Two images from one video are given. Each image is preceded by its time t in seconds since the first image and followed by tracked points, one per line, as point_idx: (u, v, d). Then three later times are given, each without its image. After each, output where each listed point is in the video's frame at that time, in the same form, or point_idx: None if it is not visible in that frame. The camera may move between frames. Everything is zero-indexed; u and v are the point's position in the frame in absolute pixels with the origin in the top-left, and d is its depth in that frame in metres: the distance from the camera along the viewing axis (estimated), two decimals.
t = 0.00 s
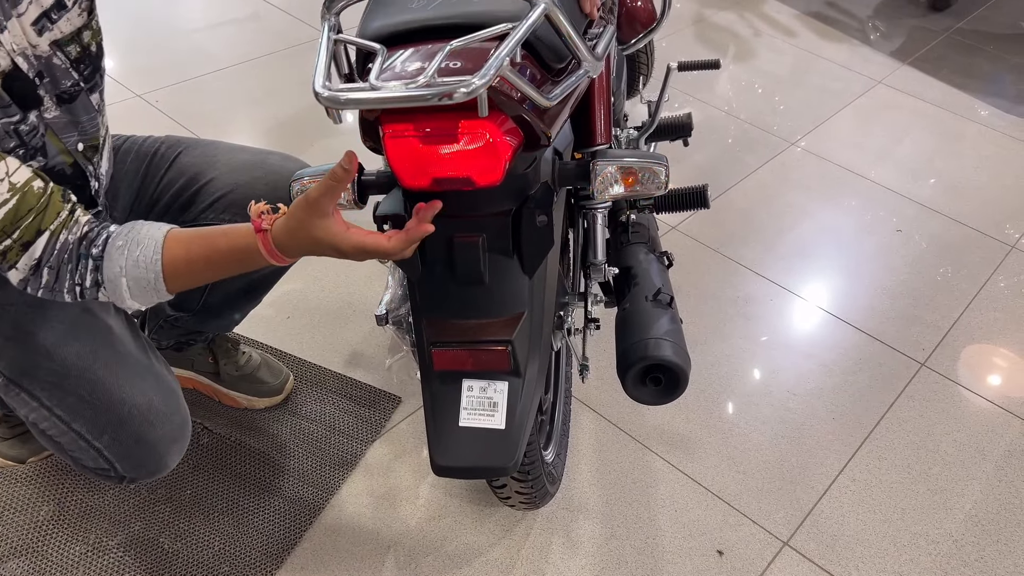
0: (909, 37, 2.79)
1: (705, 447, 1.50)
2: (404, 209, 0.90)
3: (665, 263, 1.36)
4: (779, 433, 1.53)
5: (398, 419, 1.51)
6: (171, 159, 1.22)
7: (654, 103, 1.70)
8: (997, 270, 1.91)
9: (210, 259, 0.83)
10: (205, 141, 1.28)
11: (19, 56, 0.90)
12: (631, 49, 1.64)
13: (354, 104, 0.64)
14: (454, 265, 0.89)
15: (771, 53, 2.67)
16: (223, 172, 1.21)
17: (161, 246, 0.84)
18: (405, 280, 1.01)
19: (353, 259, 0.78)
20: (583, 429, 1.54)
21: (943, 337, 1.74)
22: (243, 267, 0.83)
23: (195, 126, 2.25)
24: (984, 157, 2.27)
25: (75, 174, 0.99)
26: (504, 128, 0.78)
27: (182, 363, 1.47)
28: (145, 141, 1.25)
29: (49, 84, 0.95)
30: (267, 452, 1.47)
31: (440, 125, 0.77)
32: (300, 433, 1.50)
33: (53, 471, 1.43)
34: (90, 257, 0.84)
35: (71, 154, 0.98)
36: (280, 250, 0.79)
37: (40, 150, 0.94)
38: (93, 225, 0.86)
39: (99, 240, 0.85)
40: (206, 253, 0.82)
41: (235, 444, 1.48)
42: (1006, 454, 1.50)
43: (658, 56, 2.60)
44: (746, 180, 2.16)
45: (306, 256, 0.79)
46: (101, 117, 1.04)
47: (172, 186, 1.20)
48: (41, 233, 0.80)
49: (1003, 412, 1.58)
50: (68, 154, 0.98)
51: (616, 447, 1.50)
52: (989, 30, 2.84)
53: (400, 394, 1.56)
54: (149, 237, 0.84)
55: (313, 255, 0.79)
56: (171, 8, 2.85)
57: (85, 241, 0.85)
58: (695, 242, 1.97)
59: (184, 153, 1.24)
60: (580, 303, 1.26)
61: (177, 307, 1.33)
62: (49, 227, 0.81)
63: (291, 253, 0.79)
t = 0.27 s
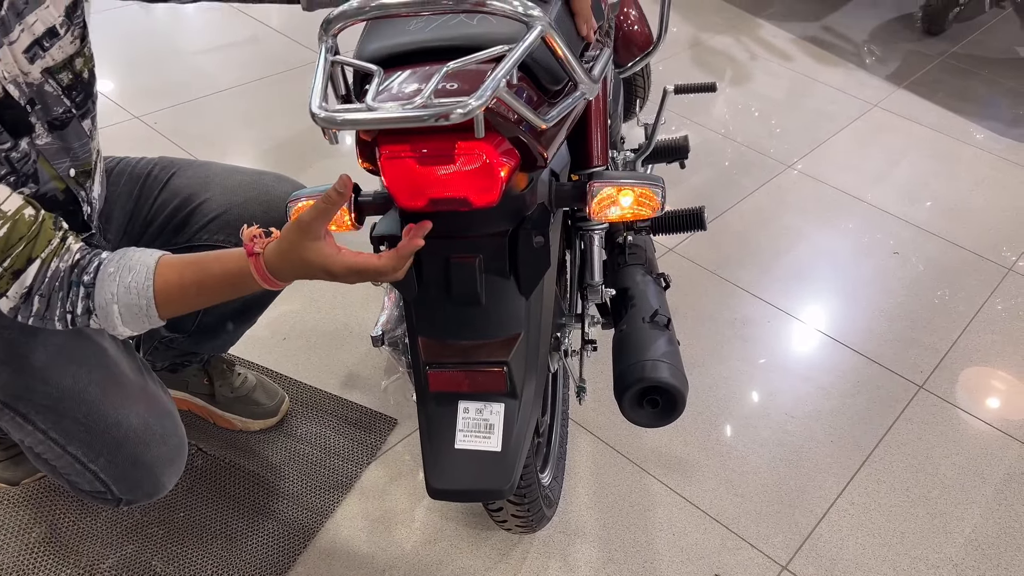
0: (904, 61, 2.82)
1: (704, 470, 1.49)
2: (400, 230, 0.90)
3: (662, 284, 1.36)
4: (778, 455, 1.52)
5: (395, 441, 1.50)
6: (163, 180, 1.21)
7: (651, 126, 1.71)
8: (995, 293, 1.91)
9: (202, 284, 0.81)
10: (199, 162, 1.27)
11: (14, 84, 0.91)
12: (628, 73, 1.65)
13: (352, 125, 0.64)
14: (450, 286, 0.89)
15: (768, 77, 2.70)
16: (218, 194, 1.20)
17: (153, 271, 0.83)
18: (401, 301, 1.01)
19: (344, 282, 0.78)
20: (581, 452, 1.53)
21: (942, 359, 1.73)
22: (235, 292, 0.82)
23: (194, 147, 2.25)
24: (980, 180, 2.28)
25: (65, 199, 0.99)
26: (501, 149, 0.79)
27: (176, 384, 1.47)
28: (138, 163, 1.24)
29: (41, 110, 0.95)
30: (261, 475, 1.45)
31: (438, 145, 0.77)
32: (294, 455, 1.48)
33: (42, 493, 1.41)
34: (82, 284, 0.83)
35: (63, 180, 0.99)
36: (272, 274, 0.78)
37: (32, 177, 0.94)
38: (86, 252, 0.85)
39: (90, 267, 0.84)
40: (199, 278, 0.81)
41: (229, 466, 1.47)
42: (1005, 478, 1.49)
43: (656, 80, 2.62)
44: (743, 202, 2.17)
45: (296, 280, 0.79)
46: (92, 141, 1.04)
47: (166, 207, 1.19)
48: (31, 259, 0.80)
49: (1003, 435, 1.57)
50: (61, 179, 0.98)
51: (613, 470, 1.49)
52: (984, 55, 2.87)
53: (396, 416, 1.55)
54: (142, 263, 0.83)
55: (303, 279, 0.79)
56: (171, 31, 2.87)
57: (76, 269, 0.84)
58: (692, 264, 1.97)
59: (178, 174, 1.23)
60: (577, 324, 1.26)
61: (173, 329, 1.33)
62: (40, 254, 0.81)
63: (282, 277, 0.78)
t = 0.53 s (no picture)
0: (904, 104, 2.84)
1: (709, 514, 1.45)
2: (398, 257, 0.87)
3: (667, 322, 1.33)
4: (785, 500, 1.48)
5: (391, 480, 1.45)
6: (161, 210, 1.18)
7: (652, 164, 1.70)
8: (1003, 333, 1.88)
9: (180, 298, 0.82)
10: (198, 193, 1.23)
11: (2, 115, 0.87)
12: (630, 110, 1.65)
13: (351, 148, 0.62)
14: (450, 317, 0.87)
15: (768, 118, 2.71)
16: (213, 234, 1.17)
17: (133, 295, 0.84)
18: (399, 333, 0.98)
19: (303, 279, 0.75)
20: (583, 494, 1.49)
21: (950, 401, 1.70)
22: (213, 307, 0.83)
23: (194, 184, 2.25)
24: (983, 221, 2.27)
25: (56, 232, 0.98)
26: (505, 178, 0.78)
27: (168, 421, 1.43)
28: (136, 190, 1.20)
29: (33, 142, 0.93)
30: (253, 517, 1.41)
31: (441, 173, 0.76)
32: (288, 496, 1.44)
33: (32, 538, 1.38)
34: (61, 315, 0.83)
35: (53, 212, 0.97)
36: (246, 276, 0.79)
37: (22, 209, 0.92)
38: (68, 288, 0.84)
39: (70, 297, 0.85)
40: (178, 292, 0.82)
41: (220, 508, 1.43)
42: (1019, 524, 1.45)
43: (656, 121, 2.63)
44: (745, 241, 2.16)
45: (268, 285, 0.79)
46: (84, 173, 1.03)
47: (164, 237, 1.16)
48: (13, 296, 0.79)
49: (1015, 480, 1.54)
50: (51, 212, 0.97)
51: (617, 513, 1.45)
52: (983, 98, 2.88)
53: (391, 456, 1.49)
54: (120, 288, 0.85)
55: (275, 285, 0.78)
56: (175, 68, 2.89)
57: (57, 303, 0.83)
58: (695, 303, 1.95)
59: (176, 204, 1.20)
60: (580, 360, 1.23)
61: (165, 358, 1.30)
62: (22, 291, 0.80)
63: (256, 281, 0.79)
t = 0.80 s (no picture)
0: (909, 137, 2.77)
1: (723, 562, 1.34)
2: (389, 272, 0.78)
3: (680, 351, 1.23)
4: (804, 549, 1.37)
5: (380, 522, 1.33)
6: (130, 223, 1.10)
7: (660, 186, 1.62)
8: None
9: (144, 314, 0.73)
10: (173, 203, 1.15)
11: None
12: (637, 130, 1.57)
13: (332, 131, 0.53)
14: (446, 339, 0.77)
15: (774, 148, 2.64)
16: (188, 241, 1.08)
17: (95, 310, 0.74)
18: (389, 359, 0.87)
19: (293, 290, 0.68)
20: (586, 539, 1.38)
21: (974, 442, 1.60)
22: (179, 326, 0.74)
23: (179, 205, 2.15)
24: (998, 254, 2.19)
25: (13, 243, 0.88)
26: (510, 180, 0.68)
27: (137, 453, 1.31)
28: (104, 202, 1.12)
29: None
30: (225, 559, 1.28)
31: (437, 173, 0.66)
32: (265, 537, 1.32)
33: None
34: (13, 327, 0.72)
35: (12, 224, 0.87)
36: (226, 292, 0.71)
37: None
38: (25, 294, 0.74)
39: (26, 309, 0.73)
40: (141, 307, 0.74)
41: (189, 549, 1.30)
42: None
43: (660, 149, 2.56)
44: (755, 272, 2.07)
45: (250, 302, 0.71)
46: (46, 180, 0.93)
47: (135, 250, 1.08)
48: None
49: None
50: (9, 223, 0.87)
51: (623, 561, 1.34)
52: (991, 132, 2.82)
53: (383, 494, 1.38)
54: (83, 302, 0.75)
55: (259, 302, 0.71)
56: (168, 89, 2.77)
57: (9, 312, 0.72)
58: (705, 335, 1.85)
59: (147, 217, 1.11)
60: (586, 393, 1.13)
61: (134, 390, 1.20)
62: None
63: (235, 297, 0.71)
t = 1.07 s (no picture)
0: (923, 171, 2.66)
1: None
2: (396, 270, 0.66)
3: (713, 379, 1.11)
4: None
5: (375, 568, 1.18)
6: (102, 224, 0.97)
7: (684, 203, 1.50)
8: None
9: (106, 329, 0.61)
10: (150, 205, 1.02)
11: None
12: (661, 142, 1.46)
13: (333, 63, 0.42)
14: (460, 349, 0.65)
15: (790, 179, 2.55)
16: (166, 247, 0.95)
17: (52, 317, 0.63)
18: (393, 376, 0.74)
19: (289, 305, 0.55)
20: None
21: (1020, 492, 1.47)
22: (149, 346, 0.61)
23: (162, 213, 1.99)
24: None
25: None
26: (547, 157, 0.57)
27: (104, 485, 1.15)
28: (73, 201, 1.00)
29: None
30: None
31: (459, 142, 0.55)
32: None
33: None
34: None
35: None
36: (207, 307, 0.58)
37: None
38: None
39: None
40: (105, 320, 0.61)
41: None
42: None
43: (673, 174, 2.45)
44: (778, 301, 1.94)
45: (236, 319, 0.57)
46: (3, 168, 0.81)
47: (103, 256, 0.96)
48: None
49: None
50: None
51: None
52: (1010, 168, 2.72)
53: (377, 535, 1.22)
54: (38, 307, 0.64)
55: (248, 320, 0.57)
56: (157, 95, 2.58)
57: None
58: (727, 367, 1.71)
59: (119, 218, 0.98)
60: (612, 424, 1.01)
61: (102, 413, 1.07)
62: None
63: (217, 313, 0.58)
